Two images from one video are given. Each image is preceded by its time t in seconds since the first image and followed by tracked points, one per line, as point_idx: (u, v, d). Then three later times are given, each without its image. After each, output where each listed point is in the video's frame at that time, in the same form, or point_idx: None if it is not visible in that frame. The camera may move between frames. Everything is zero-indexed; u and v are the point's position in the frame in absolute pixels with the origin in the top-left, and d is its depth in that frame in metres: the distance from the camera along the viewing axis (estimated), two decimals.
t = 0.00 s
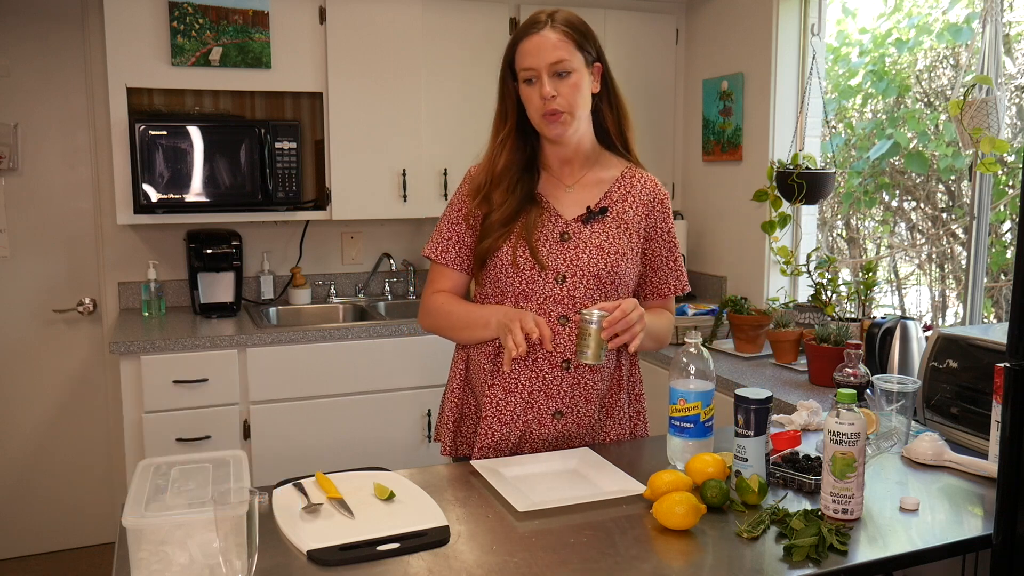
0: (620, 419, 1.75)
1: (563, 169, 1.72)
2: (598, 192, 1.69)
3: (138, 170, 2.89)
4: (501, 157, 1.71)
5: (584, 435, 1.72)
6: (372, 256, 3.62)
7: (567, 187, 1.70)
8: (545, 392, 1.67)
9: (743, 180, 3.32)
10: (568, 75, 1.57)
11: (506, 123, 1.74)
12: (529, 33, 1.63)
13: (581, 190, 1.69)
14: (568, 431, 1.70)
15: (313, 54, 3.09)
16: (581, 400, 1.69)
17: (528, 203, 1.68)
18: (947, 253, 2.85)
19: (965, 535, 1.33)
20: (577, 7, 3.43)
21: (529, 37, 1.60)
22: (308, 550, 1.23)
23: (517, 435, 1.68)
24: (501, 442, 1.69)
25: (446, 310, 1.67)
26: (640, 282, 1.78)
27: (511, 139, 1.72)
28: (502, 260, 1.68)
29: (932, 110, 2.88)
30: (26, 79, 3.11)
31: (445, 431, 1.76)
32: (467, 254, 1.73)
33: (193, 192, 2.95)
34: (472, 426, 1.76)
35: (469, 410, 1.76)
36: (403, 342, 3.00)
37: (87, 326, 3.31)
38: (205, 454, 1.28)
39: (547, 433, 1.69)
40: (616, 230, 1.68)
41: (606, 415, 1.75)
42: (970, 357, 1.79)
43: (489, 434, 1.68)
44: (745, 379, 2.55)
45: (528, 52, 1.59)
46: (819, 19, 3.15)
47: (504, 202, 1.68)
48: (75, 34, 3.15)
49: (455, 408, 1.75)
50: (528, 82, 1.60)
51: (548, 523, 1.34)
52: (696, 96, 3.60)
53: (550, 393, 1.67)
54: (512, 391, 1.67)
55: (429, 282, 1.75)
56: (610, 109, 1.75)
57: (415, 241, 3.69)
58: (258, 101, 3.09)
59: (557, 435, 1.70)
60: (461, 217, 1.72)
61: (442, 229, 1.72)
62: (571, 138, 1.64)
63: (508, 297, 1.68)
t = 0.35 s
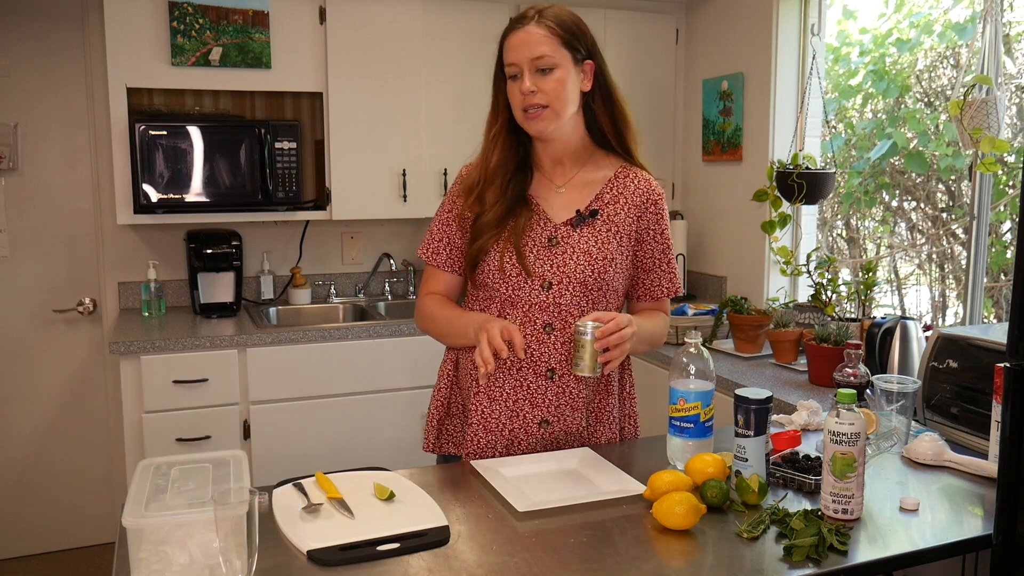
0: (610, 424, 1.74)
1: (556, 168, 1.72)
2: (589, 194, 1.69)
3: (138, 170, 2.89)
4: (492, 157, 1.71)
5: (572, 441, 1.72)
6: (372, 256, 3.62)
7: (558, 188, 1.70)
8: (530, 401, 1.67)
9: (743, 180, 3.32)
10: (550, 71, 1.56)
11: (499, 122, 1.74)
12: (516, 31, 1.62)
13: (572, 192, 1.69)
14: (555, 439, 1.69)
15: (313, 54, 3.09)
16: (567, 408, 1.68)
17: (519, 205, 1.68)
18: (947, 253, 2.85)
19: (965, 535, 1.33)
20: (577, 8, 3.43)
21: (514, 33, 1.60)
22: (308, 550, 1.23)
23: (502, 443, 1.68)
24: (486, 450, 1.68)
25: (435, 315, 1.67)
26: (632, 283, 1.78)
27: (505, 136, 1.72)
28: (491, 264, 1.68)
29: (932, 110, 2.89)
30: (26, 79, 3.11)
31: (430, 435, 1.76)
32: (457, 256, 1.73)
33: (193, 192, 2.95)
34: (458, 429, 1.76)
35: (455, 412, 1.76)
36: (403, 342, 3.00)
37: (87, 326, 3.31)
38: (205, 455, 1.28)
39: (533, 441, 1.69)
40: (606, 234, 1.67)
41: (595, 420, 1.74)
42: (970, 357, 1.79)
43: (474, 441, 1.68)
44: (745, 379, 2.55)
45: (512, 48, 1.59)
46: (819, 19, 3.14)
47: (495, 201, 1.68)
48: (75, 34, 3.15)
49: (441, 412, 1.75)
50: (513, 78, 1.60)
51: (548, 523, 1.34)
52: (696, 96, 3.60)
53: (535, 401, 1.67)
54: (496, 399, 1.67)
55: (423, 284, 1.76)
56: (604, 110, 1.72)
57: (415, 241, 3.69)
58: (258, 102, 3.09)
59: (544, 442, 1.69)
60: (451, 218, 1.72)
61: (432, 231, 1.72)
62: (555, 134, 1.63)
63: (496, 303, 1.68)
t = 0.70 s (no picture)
0: (586, 418, 1.78)
1: (497, 168, 1.71)
2: (537, 191, 1.70)
3: (138, 170, 2.89)
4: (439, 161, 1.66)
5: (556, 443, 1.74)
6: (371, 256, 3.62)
7: (504, 188, 1.69)
8: (514, 409, 1.68)
9: (743, 180, 3.32)
10: (497, 68, 1.55)
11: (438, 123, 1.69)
12: (461, 28, 1.59)
13: (520, 191, 1.69)
14: (542, 441, 1.71)
15: (313, 54, 3.09)
16: (549, 410, 1.70)
17: (471, 208, 1.64)
18: (947, 253, 2.86)
19: (965, 535, 1.33)
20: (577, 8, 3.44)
21: (461, 30, 1.58)
22: (308, 550, 1.23)
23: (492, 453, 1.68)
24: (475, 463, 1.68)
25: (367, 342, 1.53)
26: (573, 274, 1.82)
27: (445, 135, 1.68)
28: (449, 273, 1.64)
29: (932, 110, 2.90)
30: (26, 79, 3.11)
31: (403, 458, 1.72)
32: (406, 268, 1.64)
33: (193, 192, 2.95)
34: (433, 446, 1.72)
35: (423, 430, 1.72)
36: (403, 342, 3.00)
37: (87, 326, 3.31)
38: (205, 455, 1.28)
39: (521, 446, 1.70)
40: (560, 228, 1.69)
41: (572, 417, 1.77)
42: (970, 357, 1.79)
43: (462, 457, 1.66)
44: (746, 379, 2.55)
45: (458, 44, 1.57)
46: (819, 19, 3.12)
47: (446, 203, 1.62)
48: (75, 34, 3.15)
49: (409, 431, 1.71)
50: (457, 72, 1.57)
51: (548, 523, 1.34)
52: (695, 96, 3.60)
53: (519, 408, 1.68)
54: (480, 413, 1.66)
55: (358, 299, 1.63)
56: (547, 112, 1.77)
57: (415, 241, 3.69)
58: (258, 102, 3.09)
59: (529, 446, 1.71)
60: (396, 227, 1.62)
61: (374, 245, 1.61)
62: (496, 135, 1.61)
63: (459, 314, 1.65)
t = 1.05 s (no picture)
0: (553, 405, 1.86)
1: (439, 172, 1.67)
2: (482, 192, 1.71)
3: (138, 170, 2.89)
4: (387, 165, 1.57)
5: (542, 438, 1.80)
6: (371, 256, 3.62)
7: (453, 193, 1.67)
8: (506, 414, 1.71)
9: (743, 180, 3.32)
10: (449, 75, 1.53)
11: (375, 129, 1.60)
12: (403, 33, 1.54)
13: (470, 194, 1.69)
14: (535, 441, 1.76)
15: (313, 54, 3.09)
16: (533, 408, 1.76)
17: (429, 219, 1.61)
18: (947, 253, 2.87)
19: (965, 535, 1.33)
20: (578, 8, 3.44)
21: (411, 37, 1.53)
22: (307, 550, 1.23)
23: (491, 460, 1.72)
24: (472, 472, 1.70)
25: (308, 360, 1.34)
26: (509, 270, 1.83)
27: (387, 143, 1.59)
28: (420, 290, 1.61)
29: (932, 110, 2.91)
30: (26, 79, 3.11)
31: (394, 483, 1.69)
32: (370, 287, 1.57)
33: (193, 192, 2.95)
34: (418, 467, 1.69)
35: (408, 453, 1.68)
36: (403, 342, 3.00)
37: (87, 326, 3.31)
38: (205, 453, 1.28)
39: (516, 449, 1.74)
40: (511, 227, 1.71)
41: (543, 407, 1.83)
42: (970, 357, 1.79)
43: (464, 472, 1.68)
44: (746, 379, 2.55)
45: (404, 51, 1.52)
46: (819, 19, 3.12)
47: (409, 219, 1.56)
48: (75, 34, 3.14)
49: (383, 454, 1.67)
50: (403, 77, 1.52)
51: (548, 523, 1.34)
52: (695, 96, 3.60)
53: (511, 413, 1.71)
54: (475, 425, 1.68)
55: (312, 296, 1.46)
56: (478, 110, 1.78)
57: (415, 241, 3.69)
58: (258, 102, 3.10)
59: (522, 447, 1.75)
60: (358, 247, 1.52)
61: (335, 266, 1.48)
62: (441, 142, 1.58)
63: (436, 330, 1.64)
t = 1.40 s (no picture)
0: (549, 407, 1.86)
1: (436, 177, 1.66)
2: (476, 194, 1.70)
3: (138, 170, 2.89)
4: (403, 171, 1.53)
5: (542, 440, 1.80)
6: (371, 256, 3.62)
7: (452, 196, 1.66)
8: (508, 417, 1.71)
9: (743, 180, 3.32)
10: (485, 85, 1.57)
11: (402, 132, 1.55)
12: (444, 41, 1.52)
13: (469, 196, 1.69)
14: (538, 442, 1.76)
15: (313, 54, 3.09)
16: (535, 411, 1.76)
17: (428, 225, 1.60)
18: (947, 253, 2.87)
19: (965, 535, 1.33)
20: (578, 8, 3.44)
21: (451, 42, 1.52)
22: (307, 550, 1.23)
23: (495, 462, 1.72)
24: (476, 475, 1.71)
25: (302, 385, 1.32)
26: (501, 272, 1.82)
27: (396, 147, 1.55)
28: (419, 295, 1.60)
29: (932, 110, 2.91)
30: (25, 78, 3.11)
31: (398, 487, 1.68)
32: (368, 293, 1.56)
33: (193, 192, 2.95)
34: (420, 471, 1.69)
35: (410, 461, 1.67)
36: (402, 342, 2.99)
37: (87, 326, 3.31)
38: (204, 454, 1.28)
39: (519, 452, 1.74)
40: (505, 229, 1.71)
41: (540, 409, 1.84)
42: (971, 358, 1.79)
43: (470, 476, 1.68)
44: (746, 379, 2.55)
45: (447, 58, 1.52)
46: (819, 19, 3.12)
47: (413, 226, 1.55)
48: (74, 34, 3.15)
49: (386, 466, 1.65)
50: (450, 84, 1.53)
51: (548, 523, 1.34)
52: (695, 96, 3.59)
53: (513, 416, 1.72)
54: (478, 428, 1.68)
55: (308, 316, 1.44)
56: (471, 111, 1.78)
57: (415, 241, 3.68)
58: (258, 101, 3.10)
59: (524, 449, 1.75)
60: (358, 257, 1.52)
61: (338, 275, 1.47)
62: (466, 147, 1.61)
63: (436, 335, 1.63)
